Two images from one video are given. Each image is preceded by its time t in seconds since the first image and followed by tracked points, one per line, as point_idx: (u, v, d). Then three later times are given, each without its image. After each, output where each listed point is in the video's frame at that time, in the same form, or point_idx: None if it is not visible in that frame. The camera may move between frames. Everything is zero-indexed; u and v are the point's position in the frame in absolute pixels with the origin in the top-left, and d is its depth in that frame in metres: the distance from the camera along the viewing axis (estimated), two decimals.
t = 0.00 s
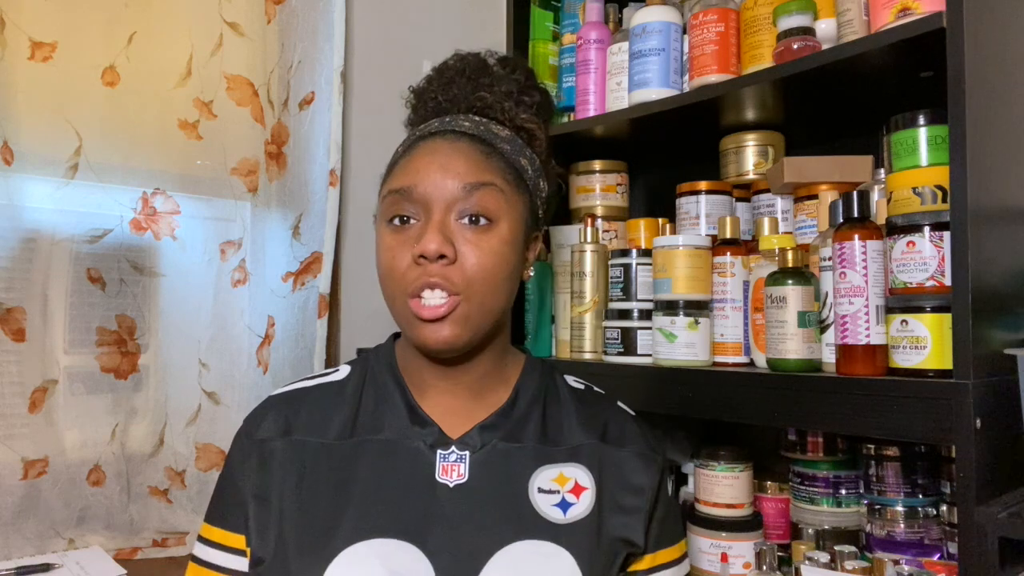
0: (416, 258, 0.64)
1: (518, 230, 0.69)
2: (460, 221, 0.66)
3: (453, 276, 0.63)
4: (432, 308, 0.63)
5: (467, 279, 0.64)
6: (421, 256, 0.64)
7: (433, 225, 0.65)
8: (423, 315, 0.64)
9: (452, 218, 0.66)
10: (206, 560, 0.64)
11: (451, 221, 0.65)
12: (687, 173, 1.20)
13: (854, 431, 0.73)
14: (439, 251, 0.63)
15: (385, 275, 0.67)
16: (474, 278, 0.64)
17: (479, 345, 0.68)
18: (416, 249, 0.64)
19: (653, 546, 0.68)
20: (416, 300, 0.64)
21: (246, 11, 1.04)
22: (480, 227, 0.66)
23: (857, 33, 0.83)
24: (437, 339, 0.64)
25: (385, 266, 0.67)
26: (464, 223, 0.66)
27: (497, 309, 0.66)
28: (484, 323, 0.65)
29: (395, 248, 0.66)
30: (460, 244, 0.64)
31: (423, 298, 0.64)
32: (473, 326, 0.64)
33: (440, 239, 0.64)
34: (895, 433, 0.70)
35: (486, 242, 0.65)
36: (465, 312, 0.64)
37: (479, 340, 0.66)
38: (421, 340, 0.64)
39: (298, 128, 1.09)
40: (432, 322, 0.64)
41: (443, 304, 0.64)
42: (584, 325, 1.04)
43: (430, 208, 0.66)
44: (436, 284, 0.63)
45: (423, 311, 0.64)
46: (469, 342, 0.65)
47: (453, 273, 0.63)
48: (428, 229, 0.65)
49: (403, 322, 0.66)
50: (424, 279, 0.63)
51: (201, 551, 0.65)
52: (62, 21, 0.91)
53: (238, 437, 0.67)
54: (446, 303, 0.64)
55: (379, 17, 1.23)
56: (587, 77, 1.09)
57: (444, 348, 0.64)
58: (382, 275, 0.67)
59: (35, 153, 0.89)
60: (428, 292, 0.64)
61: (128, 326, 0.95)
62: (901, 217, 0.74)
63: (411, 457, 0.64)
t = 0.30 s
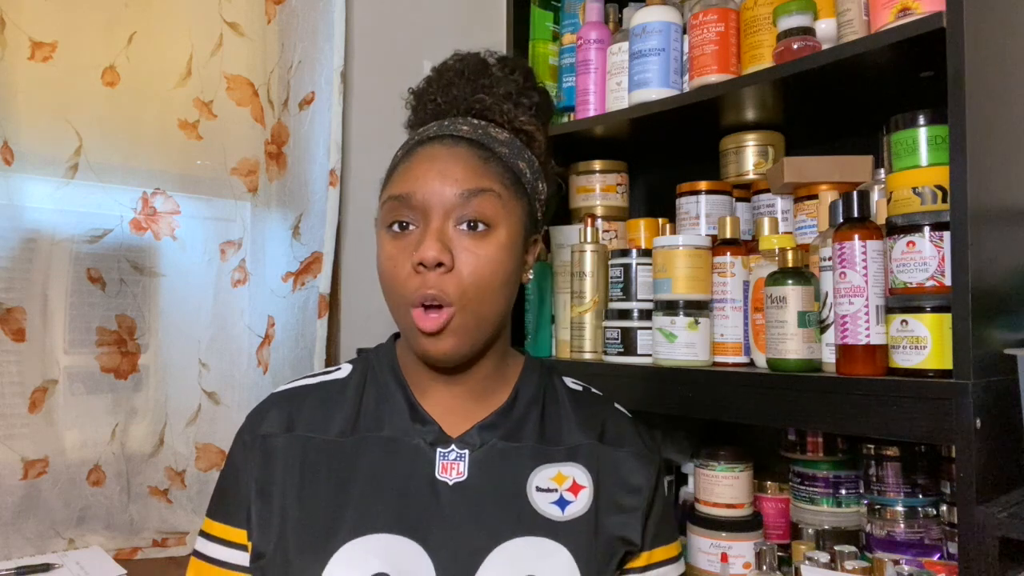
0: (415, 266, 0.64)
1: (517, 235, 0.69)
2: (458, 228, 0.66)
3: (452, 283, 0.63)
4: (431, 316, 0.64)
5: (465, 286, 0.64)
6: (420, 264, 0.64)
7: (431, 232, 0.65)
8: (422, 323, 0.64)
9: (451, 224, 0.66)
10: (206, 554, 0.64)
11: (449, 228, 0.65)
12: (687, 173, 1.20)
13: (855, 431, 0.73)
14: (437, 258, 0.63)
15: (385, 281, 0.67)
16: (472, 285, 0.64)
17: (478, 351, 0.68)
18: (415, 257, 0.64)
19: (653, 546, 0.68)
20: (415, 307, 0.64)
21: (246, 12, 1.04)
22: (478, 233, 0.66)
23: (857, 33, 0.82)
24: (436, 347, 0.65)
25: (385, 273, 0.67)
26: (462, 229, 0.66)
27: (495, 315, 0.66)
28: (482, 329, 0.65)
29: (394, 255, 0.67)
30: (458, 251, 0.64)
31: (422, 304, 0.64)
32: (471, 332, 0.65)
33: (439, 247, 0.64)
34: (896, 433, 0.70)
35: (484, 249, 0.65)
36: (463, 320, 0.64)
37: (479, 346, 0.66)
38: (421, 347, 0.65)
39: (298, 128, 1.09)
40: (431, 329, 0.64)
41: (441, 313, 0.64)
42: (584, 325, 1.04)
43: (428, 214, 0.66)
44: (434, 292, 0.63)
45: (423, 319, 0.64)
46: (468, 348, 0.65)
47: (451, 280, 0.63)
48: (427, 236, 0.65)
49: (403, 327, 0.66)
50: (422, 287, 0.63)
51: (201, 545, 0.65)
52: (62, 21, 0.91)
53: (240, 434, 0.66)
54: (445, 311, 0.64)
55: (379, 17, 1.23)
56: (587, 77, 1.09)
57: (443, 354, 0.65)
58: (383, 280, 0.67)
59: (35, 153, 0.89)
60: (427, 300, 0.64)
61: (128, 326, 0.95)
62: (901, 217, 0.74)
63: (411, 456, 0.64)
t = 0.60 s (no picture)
0: (414, 262, 0.64)
1: (516, 233, 0.69)
2: (458, 224, 0.66)
3: (450, 279, 0.63)
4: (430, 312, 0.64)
5: (464, 282, 0.64)
6: (419, 260, 0.64)
7: (431, 228, 0.65)
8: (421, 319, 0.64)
9: (450, 221, 0.66)
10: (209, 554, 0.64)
11: (448, 225, 0.65)
12: (687, 173, 1.20)
13: (855, 431, 0.73)
14: (436, 254, 0.63)
15: (384, 278, 0.67)
16: (471, 281, 0.64)
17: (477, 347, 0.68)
18: (414, 253, 0.64)
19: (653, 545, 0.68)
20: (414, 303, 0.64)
21: (246, 11, 1.04)
22: (478, 230, 0.66)
23: (857, 33, 0.82)
24: (435, 343, 0.64)
25: (384, 269, 0.67)
26: (462, 226, 0.66)
27: (495, 312, 0.66)
28: (480, 325, 0.65)
29: (393, 252, 0.66)
30: (457, 248, 0.64)
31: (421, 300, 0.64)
32: (470, 328, 0.65)
33: (438, 243, 0.64)
34: (896, 433, 0.70)
35: (483, 245, 0.65)
36: (463, 316, 0.64)
37: (478, 341, 0.66)
38: (420, 343, 0.65)
39: (298, 128, 1.09)
40: (430, 325, 0.64)
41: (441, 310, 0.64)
42: (584, 325, 1.04)
43: (428, 211, 0.66)
44: (433, 287, 0.63)
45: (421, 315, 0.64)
46: (467, 344, 0.65)
47: (450, 276, 0.63)
48: (426, 232, 0.65)
49: (402, 324, 0.66)
50: (421, 282, 0.63)
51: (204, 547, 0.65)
52: (61, 21, 0.91)
53: (241, 435, 0.66)
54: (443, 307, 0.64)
55: (379, 17, 1.23)
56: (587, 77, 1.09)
57: (442, 349, 0.65)
58: (382, 277, 0.67)
59: (35, 153, 0.89)
60: (425, 296, 0.64)
61: (128, 326, 0.95)
62: (901, 217, 0.74)
63: (411, 456, 0.64)
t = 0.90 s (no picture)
0: (425, 257, 0.64)
1: (525, 229, 0.69)
2: (467, 220, 0.66)
3: (461, 274, 0.63)
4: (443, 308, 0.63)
5: (476, 276, 0.64)
6: (430, 255, 0.64)
7: (441, 223, 0.65)
8: (433, 314, 0.64)
9: (459, 217, 0.66)
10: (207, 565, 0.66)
11: (458, 220, 0.65)
12: (687, 173, 1.20)
13: (856, 431, 0.73)
14: (447, 248, 0.63)
15: (392, 274, 0.67)
16: (482, 275, 0.64)
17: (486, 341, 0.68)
18: (425, 248, 0.64)
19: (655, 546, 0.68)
20: (425, 298, 0.64)
21: (245, 11, 1.04)
22: (487, 225, 0.66)
23: (857, 33, 0.82)
24: (448, 338, 0.64)
25: (392, 266, 0.67)
26: (471, 221, 0.66)
27: (504, 306, 0.66)
28: (492, 319, 0.65)
29: (402, 248, 0.66)
30: (467, 242, 0.64)
31: (432, 295, 0.64)
32: (481, 322, 0.65)
33: (449, 237, 0.64)
34: (897, 433, 0.70)
35: (493, 239, 0.65)
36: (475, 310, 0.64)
37: (488, 336, 0.67)
38: (432, 338, 0.65)
39: (297, 128, 1.09)
40: (442, 321, 0.64)
41: (453, 304, 0.64)
42: (584, 325, 1.04)
43: (436, 207, 0.66)
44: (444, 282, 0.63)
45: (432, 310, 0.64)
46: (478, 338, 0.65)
47: (461, 271, 0.63)
48: (436, 227, 0.65)
49: (411, 320, 0.66)
50: (433, 277, 0.63)
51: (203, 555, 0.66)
52: (61, 21, 0.91)
53: (242, 440, 0.66)
54: (456, 301, 0.64)
55: (379, 17, 1.23)
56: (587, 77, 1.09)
57: (455, 344, 0.65)
58: (390, 273, 0.67)
59: (35, 153, 0.89)
60: (438, 291, 0.64)
61: (128, 326, 0.95)
62: (901, 217, 0.74)
63: (411, 457, 0.64)
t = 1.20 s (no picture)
0: (416, 245, 0.64)
1: (522, 234, 0.69)
2: (466, 216, 0.66)
3: (451, 267, 0.63)
4: (426, 297, 0.63)
5: (465, 271, 0.63)
6: (422, 243, 0.63)
7: (439, 215, 0.65)
8: (415, 302, 0.63)
9: (458, 212, 0.66)
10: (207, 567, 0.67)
11: (456, 215, 0.65)
12: (687, 173, 1.20)
13: (856, 431, 0.73)
14: (440, 240, 0.63)
15: (383, 258, 0.67)
16: (472, 273, 0.64)
17: (470, 338, 0.67)
18: (418, 237, 0.64)
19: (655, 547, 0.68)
20: (411, 287, 0.64)
21: (246, 11, 1.04)
22: (484, 224, 0.66)
23: (857, 33, 0.82)
24: (426, 328, 0.64)
25: (384, 250, 0.67)
26: (469, 218, 0.66)
27: (490, 308, 0.66)
28: (476, 315, 0.65)
29: (396, 234, 0.66)
30: (462, 238, 0.64)
31: (418, 284, 0.64)
32: (464, 318, 0.64)
33: (444, 230, 0.64)
34: (897, 433, 0.70)
35: (488, 239, 0.65)
36: (457, 304, 0.63)
37: (472, 332, 0.66)
38: (411, 327, 0.64)
39: (298, 128, 1.09)
40: (423, 311, 0.63)
41: (436, 294, 0.63)
42: (584, 325, 1.04)
43: (437, 199, 0.66)
44: (433, 272, 0.63)
45: (415, 298, 0.63)
46: (456, 336, 0.65)
47: (451, 264, 0.63)
48: (433, 218, 0.65)
49: (395, 307, 0.65)
50: (421, 266, 0.63)
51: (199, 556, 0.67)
52: (61, 21, 0.91)
53: (237, 449, 0.67)
54: (439, 292, 0.63)
55: (379, 17, 1.23)
56: (587, 77, 1.09)
57: (430, 336, 0.64)
58: (382, 258, 0.67)
59: (35, 153, 0.89)
60: (424, 279, 0.63)
61: (128, 326, 0.95)
62: (901, 217, 0.74)
63: (409, 459, 0.64)
